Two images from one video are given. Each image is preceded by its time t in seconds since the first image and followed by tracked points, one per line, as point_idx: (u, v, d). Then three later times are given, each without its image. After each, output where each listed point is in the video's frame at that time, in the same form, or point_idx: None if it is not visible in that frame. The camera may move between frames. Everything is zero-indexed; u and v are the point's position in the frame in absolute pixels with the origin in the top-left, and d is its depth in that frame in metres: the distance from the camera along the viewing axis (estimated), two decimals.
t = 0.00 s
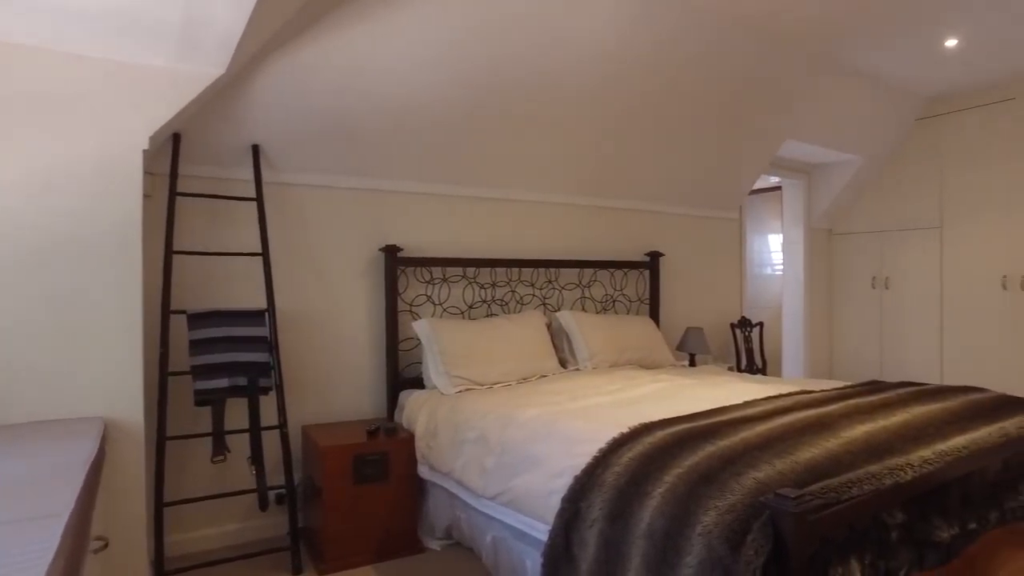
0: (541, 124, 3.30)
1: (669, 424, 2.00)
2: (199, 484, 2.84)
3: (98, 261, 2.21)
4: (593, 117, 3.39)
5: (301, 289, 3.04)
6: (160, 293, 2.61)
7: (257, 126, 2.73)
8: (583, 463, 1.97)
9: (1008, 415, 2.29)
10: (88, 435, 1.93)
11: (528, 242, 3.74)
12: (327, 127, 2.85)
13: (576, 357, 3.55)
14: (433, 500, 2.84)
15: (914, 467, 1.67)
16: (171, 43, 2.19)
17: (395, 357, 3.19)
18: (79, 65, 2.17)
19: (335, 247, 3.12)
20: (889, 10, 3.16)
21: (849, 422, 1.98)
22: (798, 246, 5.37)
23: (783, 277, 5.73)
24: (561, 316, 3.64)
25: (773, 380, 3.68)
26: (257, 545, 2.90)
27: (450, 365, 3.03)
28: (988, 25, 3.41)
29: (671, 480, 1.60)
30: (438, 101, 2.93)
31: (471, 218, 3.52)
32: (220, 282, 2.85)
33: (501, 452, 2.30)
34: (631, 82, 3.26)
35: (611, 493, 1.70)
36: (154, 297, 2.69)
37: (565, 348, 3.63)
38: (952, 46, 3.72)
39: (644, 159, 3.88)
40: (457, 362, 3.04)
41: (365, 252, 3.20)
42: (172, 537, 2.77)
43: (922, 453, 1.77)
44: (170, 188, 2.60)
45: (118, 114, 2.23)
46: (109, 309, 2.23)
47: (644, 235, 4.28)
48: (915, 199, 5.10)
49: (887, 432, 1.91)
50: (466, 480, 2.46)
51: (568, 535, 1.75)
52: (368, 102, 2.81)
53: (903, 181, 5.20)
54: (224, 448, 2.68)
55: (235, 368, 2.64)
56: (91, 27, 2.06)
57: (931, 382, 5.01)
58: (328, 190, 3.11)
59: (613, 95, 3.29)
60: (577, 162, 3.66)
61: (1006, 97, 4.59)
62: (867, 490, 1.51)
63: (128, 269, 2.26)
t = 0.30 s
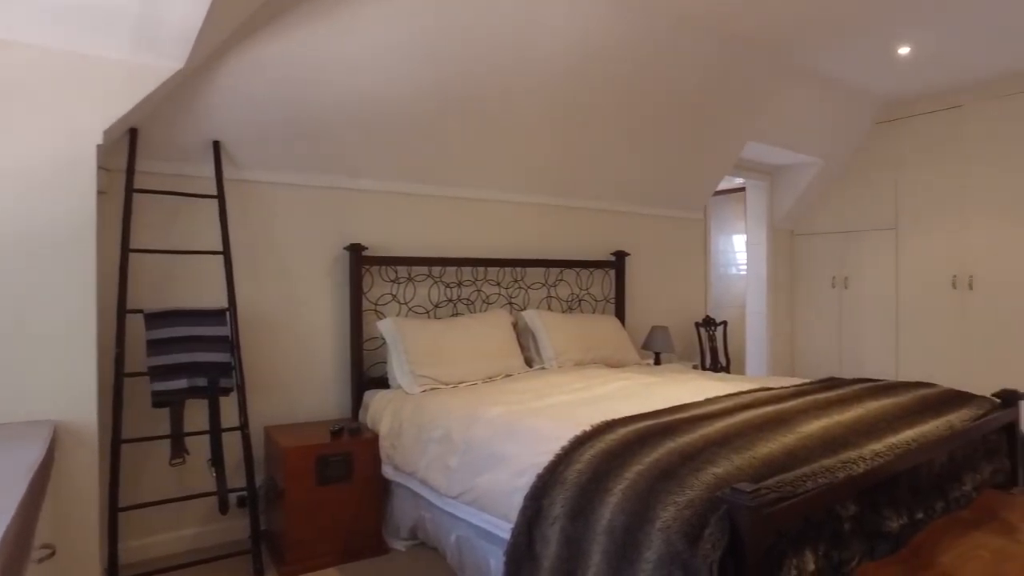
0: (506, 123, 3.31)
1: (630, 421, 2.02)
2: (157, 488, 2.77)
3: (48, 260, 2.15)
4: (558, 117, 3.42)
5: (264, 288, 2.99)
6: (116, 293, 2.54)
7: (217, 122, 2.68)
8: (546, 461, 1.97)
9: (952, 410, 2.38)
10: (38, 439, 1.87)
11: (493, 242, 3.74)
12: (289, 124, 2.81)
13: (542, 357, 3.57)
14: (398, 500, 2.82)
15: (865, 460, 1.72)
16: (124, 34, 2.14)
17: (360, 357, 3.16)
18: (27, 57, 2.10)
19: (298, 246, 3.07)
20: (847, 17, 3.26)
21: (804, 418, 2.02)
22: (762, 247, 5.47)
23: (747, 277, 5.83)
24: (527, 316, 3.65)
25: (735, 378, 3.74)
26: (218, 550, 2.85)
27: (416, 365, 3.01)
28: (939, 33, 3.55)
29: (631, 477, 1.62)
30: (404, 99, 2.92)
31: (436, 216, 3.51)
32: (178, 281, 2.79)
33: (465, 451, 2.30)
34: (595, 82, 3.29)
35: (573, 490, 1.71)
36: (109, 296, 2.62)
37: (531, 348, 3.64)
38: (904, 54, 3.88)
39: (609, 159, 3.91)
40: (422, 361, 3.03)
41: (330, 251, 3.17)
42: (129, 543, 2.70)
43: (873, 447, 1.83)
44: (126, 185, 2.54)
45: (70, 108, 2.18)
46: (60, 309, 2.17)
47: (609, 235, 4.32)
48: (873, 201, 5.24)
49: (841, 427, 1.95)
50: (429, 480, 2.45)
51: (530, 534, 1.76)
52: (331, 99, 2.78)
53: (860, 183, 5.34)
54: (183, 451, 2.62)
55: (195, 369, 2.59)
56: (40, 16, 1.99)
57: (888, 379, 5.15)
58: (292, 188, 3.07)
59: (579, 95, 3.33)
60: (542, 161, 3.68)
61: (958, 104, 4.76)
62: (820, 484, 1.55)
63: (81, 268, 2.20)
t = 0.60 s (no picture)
0: (464, 122, 3.32)
1: (585, 420, 2.04)
2: (104, 495, 2.69)
3: None
4: (516, 116, 3.44)
5: (218, 288, 2.92)
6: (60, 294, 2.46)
7: (168, 119, 2.62)
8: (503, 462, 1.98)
9: (894, 406, 2.47)
10: None
11: (453, 241, 3.73)
12: (244, 121, 2.76)
13: (502, 356, 3.58)
14: (356, 502, 2.79)
15: (812, 456, 1.77)
16: (63, 23, 2.07)
17: (317, 358, 3.12)
18: None
19: (253, 245, 3.01)
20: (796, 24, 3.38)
21: (754, 415, 2.07)
22: (719, 248, 5.57)
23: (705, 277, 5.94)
24: (487, 316, 3.65)
25: (692, 376, 3.81)
26: (169, 558, 2.78)
27: (374, 365, 2.99)
28: (883, 42, 3.70)
29: (585, 476, 1.63)
30: (362, 98, 2.90)
31: (395, 216, 3.49)
32: (127, 281, 2.71)
33: (423, 452, 2.29)
34: (552, 82, 3.32)
35: (528, 490, 1.72)
36: (53, 297, 2.53)
37: (490, 348, 3.65)
38: (851, 61, 4.03)
39: (568, 160, 3.95)
40: (380, 362, 3.01)
41: (286, 251, 3.12)
42: (75, 553, 2.62)
43: (819, 443, 1.88)
44: (71, 182, 2.45)
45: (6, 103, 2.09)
46: None
47: (569, 235, 4.35)
48: (824, 203, 5.39)
49: (790, 424, 2.00)
50: (386, 481, 2.44)
51: (485, 534, 1.76)
52: (287, 97, 2.74)
53: (811, 185, 5.48)
54: (131, 457, 2.55)
55: (145, 372, 2.52)
56: None
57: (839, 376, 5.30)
58: (247, 187, 3.01)
59: (537, 95, 3.37)
60: (501, 161, 3.69)
61: (902, 110, 4.94)
62: (769, 480, 1.58)
63: (19, 269, 2.12)
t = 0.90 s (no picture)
0: (426, 119, 3.32)
1: (544, 419, 2.05)
2: (51, 503, 2.61)
3: None
4: (478, 114, 3.46)
5: (174, 287, 2.85)
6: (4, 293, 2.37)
7: (120, 113, 2.55)
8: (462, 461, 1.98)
9: (845, 402, 2.54)
10: None
11: (416, 241, 3.71)
12: (200, 117, 2.71)
13: (465, 356, 3.57)
14: (316, 505, 2.76)
15: (765, 452, 1.80)
16: (5, 1, 2.01)
17: (276, 358, 3.07)
18: None
19: (211, 244, 2.95)
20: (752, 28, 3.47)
21: (710, 413, 2.11)
22: (682, 249, 5.64)
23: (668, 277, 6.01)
24: (450, 316, 3.65)
25: (654, 375, 3.86)
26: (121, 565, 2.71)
27: (334, 366, 2.95)
28: (835, 48, 3.82)
29: (542, 475, 1.64)
30: (323, 95, 2.88)
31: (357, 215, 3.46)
32: (75, 280, 2.63)
33: (382, 452, 2.27)
34: (512, 79, 3.36)
35: (486, 489, 1.72)
36: None
37: (453, 347, 3.64)
38: (809, 66, 4.13)
39: (530, 159, 3.97)
40: (341, 363, 2.97)
41: (245, 251, 3.06)
42: (19, 562, 2.54)
43: (772, 440, 1.92)
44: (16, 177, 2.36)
45: None
46: None
47: (533, 236, 4.37)
48: (783, 205, 5.51)
49: (745, 421, 2.04)
50: (346, 482, 2.41)
51: (443, 534, 1.76)
52: (246, 93, 2.70)
53: (770, 187, 5.60)
54: (79, 462, 2.47)
55: (95, 374, 2.45)
56: None
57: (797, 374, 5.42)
58: (205, 185, 2.94)
59: (498, 92, 3.39)
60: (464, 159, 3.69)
61: (856, 115, 5.08)
62: (722, 477, 1.61)
63: None
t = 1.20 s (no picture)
0: (384, 118, 3.31)
1: (498, 419, 2.05)
2: None
3: None
4: (437, 112, 3.46)
5: (122, 288, 2.77)
6: None
7: (65, 106, 2.48)
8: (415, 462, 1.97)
9: (795, 400, 2.60)
10: None
11: (375, 241, 3.69)
12: (151, 111, 2.64)
13: (424, 356, 3.56)
14: (271, 508, 2.71)
15: (715, 449, 1.84)
16: None
17: (230, 360, 3.02)
18: None
19: (162, 243, 2.88)
20: (707, 34, 3.55)
21: (663, 411, 2.14)
22: (642, 249, 5.71)
23: (629, 277, 6.07)
24: (409, 316, 3.63)
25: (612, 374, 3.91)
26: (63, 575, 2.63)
27: (291, 367, 2.91)
28: (787, 55, 3.93)
29: (493, 475, 1.64)
30: (279, 91, 2.85)
31: (314, 214, 3.41)
32: (15, 280, 2.54)
33: (337, 454, 2.25)
34: (472, 78, 3.37)
35: (438, 489, 1.72)
36: None
37: (412, 348, 3.62)
38: (764, 71, 4.23)
39: (491, 158, 3.98)
40: (297, 364, 2.93)
41: (197, 250, 2.99)
42: None
43: (723, 437, 1.96)
44: None
45: None
46: None
47: (493, 236, 4.38)
48: (740, 206, 5.62)
49: (696, 420, 2.08)
50: (300, 485, 2.38)
51: (395, 535, 1.76)
52: (198, 88, 2.65)
53: (727, 189, 5.71)
54: (17, 470, 2.40)
55: (36, 377, 2.37)
56: None
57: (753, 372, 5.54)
58: (156, 182, 2.87)
59: (457, 89, 3.40)
60: (424, 159, 3.68)
61: (808, 119, 5.22)
62: (672, 474, 1.63)
63: None
